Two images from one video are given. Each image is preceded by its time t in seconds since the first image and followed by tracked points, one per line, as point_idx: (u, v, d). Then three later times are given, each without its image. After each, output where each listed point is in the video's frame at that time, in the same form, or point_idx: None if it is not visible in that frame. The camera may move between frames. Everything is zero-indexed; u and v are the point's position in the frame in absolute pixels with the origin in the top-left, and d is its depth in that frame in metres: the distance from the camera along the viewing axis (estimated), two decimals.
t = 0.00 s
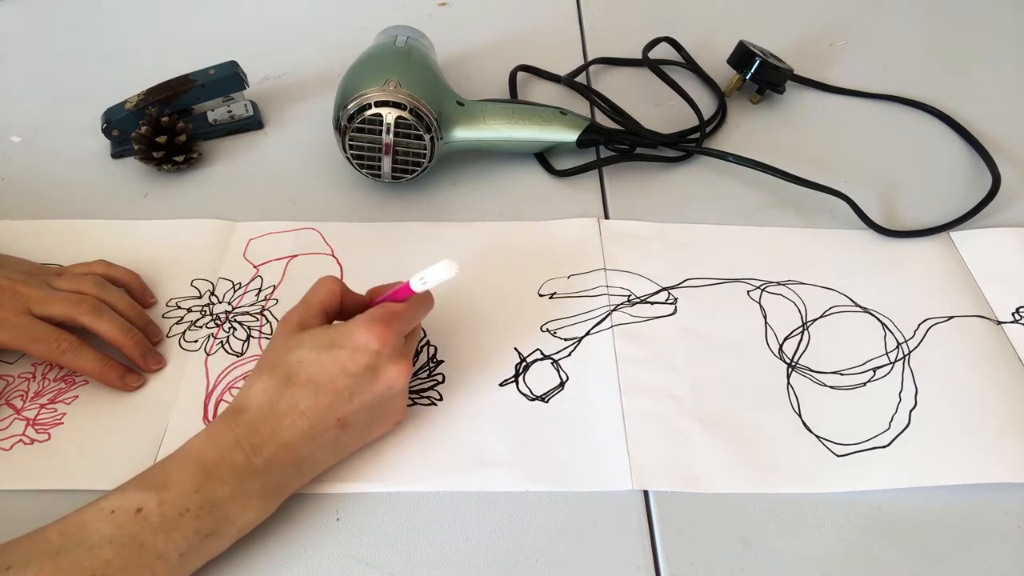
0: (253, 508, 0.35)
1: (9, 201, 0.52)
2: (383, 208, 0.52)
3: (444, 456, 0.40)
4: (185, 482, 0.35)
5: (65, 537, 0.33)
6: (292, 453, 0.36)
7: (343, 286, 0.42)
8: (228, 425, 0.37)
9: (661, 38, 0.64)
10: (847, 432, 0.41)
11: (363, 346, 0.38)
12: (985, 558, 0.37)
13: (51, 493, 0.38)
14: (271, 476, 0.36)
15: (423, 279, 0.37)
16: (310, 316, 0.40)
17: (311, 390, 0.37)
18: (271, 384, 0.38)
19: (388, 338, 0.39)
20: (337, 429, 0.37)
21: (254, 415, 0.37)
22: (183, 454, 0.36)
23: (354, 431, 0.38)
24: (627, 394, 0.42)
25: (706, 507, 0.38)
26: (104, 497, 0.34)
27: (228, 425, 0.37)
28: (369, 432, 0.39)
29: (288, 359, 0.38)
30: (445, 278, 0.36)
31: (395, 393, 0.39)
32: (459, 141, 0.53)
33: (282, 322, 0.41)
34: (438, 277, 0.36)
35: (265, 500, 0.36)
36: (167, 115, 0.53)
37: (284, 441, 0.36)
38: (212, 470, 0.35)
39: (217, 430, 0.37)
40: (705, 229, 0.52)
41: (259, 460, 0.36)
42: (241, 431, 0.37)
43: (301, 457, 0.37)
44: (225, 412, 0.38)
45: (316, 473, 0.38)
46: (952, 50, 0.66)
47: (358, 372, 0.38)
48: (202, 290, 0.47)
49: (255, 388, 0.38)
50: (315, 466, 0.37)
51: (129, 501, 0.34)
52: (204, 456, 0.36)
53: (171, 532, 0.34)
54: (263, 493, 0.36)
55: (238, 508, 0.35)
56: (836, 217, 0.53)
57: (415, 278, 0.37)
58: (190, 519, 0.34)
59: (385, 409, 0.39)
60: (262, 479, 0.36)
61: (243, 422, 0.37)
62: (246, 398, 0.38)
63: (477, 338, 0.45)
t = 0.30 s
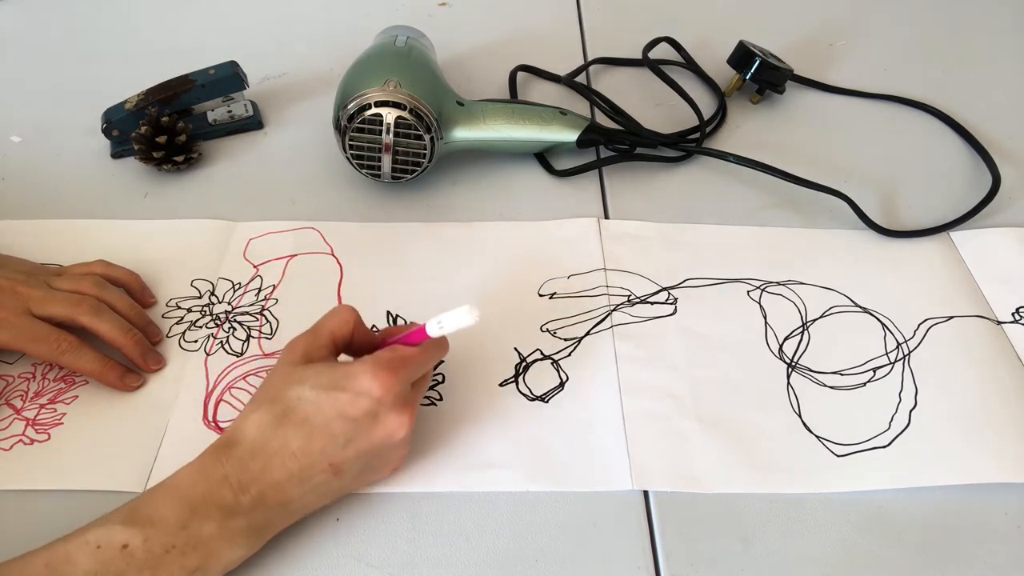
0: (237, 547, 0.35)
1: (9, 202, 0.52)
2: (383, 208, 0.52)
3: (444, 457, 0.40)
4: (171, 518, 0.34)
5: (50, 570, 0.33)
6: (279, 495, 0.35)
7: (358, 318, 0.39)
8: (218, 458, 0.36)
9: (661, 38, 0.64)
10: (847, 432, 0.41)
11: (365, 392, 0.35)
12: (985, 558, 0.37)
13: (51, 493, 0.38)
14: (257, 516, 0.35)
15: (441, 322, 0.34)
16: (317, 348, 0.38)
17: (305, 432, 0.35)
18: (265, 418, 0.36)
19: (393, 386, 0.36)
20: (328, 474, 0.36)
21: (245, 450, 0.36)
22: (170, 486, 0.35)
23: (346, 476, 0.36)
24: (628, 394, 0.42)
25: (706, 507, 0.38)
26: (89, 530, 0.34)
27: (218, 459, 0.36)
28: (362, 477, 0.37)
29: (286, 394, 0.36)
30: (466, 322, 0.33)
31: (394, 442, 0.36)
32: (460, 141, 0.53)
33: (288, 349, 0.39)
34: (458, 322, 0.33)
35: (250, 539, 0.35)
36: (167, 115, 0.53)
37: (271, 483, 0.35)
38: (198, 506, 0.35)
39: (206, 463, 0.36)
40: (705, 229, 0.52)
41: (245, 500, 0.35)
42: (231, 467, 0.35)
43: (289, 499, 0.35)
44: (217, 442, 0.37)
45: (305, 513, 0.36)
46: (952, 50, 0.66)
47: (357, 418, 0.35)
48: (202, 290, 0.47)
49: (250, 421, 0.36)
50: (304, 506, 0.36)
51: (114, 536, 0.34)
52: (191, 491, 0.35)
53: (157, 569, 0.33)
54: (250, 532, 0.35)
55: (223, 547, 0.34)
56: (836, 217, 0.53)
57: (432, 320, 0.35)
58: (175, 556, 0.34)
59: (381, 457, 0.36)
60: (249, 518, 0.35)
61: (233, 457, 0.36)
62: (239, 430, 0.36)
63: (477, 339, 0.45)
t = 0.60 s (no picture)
0: None
1: (9, 202, 0.52)
2: (383, 208, 0.52)
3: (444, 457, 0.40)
4: (144, 560, 0.34)
5: None
6: (254, 537, 0.35)
7: (341, 348, 0.38)
8: (191, 498, 0.35)
9: (661, 38, 0.64)
10: (848, 431, 0.41)
11: (342, 433, 0.35)
12: (985, 559, 0.37)
13: (52, 494, 0.38)
14: (232, 558, 0.34)
15: (423, 360, 0.33)
16: (295, 381, 0.37)
17: (280, 473, 0.35)
18: (240, 457, 0.35)
19: (372, 427, 0.35)
20: (305, 517, 0.35)
21: (219, 489, 0.35)
22: (140, 527, 0.35)
23: (323, 519, 0.35)
24: (628, 394, 0.42)
25: (706, 507, 0.38)
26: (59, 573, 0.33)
27: (191, 498, 0.35)
28: (340, 519, 0.36)
29: (261, 432, 0.35)
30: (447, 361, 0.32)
31: (373, 485, 0.35)
32: (459, 141, 0.53)
33: (263, 381, 0.38)
34: (440, 360, 0.32)
35: None
36: (167, 115, 0.53)
37: (247, 525, 0.35)
38: (171, 549, 0.34)
39: (179, 502, 0.35)
40: (705, 229, 0.52)
41: (219, 542, 0.34)
42: (204, 507, 0.35)
43: (264, 541, 0.35)
44: (190, 480, 0.36)
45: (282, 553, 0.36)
46: (952, 50, 0.66)
47: (334, 460, 0.35)
48: (202, 290, 0.47)
49: (224, 459, 0.36)
50: (280, 548, 0.35)
51: None
52: (163, 533, 0.34)
53: None
54: None
55: None
56: (836, 218, 0.53)
57: (412, 356, 0.34)
58: None
59: (359, 500, 0.36)
60: (223, 561, 0.34)
61: (207, 496, 0.35)
62: (213, 468, 0.36)
63: (476, 339, 0.45)
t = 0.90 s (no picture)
0: None
1: (9, 202, 0.52)
2: (383, 208, 0.52)
3: (443, 457, 0.40)
4: None
5: None
6: (235, 556, 0.35)
7: (326, 361, 0.38)
8: (173, 516, 0.35)
9: (661, 38, 0.64)
10: (847, 431, 0.41)
11: (324, 450, 0.35)
12: (985, 558, 0.37)
13: (51, 494, 0.38)
14: None
15: (410, 374, 0.33)
16: (277, 395, 0.37)
17: (262, 491, 0.35)
18: (221, 474, 0.35)
19: (354, 444, 0.35)
20: (287, 536, 0.35)
21: (201, 507, 0.35)
22: (121, 545, 0.35)
23: (305, 538, 0.35)
24: (628, 394, 0.42)
25: (706, 507, 0.38)
26: None
27: (173, 516, 0.35)
28: (324, 538, 0.36)
29: (243, 448, 0.35)
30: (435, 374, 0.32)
31: (357, 504, 0.35)
32: (460, 141, 0.53)
33: (244, 396, 0.37)
34: (426, 373, 0.32)
35: None
36: (167, 115, 0.53)
37: (229, 543, 0.34)
38: (151, 568, 0.34)
39: (160, 520, 0.35)
40: (705, 229, 0.52)
41: (201, 560, 0.34)
42: (185, 526, 0.35)
43: (246, 560, 0.35)
44: (173, 497, 0.36)
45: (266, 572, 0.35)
46: (953, 50, 0.66)
47: (316, 477, 0.35)
48: (202, 290, 0.47)
49: (206, 476, 0.35)
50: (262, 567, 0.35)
51: None
52: (144, 552, 0.34)
53: None
54: None
55: None
56: (836, 218, 0.53)
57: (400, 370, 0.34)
58: None
59: (343, 519, 0.35)
60: None
61: (188, 514, 0.35)
62: (195, 484, 0.36)
63: (476, 340, 0.45)
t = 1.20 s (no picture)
0: None
1: (9, 202, 0.52)
2: (383, 208, 0.52)
3: (443, 457, 0.40)
4: None
5: None
6: (244, 554, 0.34)
7: (332, 358, 0.38)
8: (181, 515, 0.35)
9: (661, 38, 0.64)
10: (847, 431, 0.41)
11: (334, 447, 0.35)
12: (985, 558, 0.37)
13: (52, 494, 0.38)
14: None
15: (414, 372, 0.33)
16: (285, 394, 0.37)
17: (272, 488, 0.35)
18: (230, 472, 0.35)
19: (363, 440, 0.35)
20: (296, 533, 0.35)
21: (210, 505, 0.35)
22: (129, 544, 0.34)
23: (314, 535, 0.35)
24: (628, 394, 0.42)
25: (706, 507, 0.38)
26: None
27: (181, 515, 0.35)
28: (333, 535, 0.36)
29: (252, 446, 0.35)
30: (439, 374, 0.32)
31: (366, 500, 0.35)
32: (460, 141, 0.53)
33: (252, 394, 0.37)
34: (431, 372, 0.32)
35: None
36: (167, 115, 0.53)
37: (238, 541, 0.34)
38: (160, 567, 0.34)
39: (168, 520, 0.35)
40: (705, 229, 0.52)
41: (209, 559, 0.34)
42: (194, 525, 0.35)
43: (254, 558, 0.35)
44: (181, 496, 0.36)
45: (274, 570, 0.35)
46: (953, 50, 0.66)
47: (326, 474, 0.35)
48: (202, 290, 0.47)
49: (214, 474, 0.35)
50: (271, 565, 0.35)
51: None
52: (152, 552, 0.34)
53: None
54: None
55: None
56: (836, 218, 0.53)
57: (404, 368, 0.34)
58: None
59: (352, 516, 0.35)
60: None
61: (197, 513, 0.35)
62: (203, 483, 0.36)
63: (476, 340, 0.45)
